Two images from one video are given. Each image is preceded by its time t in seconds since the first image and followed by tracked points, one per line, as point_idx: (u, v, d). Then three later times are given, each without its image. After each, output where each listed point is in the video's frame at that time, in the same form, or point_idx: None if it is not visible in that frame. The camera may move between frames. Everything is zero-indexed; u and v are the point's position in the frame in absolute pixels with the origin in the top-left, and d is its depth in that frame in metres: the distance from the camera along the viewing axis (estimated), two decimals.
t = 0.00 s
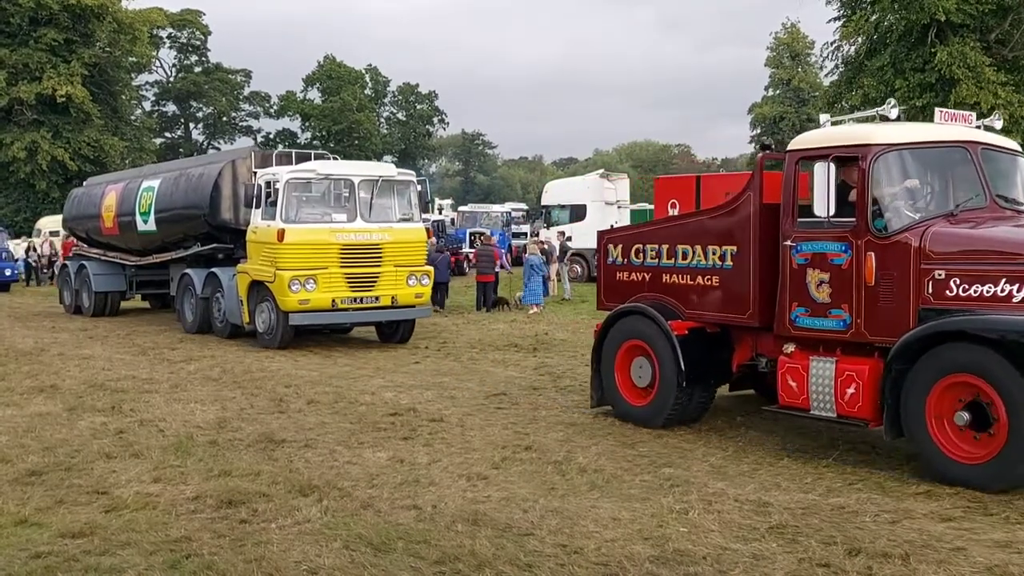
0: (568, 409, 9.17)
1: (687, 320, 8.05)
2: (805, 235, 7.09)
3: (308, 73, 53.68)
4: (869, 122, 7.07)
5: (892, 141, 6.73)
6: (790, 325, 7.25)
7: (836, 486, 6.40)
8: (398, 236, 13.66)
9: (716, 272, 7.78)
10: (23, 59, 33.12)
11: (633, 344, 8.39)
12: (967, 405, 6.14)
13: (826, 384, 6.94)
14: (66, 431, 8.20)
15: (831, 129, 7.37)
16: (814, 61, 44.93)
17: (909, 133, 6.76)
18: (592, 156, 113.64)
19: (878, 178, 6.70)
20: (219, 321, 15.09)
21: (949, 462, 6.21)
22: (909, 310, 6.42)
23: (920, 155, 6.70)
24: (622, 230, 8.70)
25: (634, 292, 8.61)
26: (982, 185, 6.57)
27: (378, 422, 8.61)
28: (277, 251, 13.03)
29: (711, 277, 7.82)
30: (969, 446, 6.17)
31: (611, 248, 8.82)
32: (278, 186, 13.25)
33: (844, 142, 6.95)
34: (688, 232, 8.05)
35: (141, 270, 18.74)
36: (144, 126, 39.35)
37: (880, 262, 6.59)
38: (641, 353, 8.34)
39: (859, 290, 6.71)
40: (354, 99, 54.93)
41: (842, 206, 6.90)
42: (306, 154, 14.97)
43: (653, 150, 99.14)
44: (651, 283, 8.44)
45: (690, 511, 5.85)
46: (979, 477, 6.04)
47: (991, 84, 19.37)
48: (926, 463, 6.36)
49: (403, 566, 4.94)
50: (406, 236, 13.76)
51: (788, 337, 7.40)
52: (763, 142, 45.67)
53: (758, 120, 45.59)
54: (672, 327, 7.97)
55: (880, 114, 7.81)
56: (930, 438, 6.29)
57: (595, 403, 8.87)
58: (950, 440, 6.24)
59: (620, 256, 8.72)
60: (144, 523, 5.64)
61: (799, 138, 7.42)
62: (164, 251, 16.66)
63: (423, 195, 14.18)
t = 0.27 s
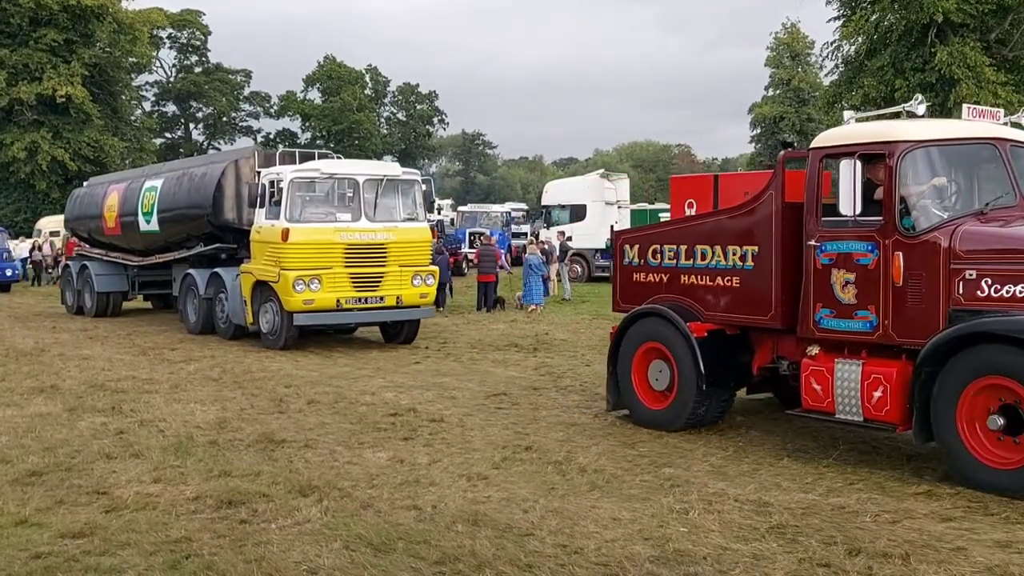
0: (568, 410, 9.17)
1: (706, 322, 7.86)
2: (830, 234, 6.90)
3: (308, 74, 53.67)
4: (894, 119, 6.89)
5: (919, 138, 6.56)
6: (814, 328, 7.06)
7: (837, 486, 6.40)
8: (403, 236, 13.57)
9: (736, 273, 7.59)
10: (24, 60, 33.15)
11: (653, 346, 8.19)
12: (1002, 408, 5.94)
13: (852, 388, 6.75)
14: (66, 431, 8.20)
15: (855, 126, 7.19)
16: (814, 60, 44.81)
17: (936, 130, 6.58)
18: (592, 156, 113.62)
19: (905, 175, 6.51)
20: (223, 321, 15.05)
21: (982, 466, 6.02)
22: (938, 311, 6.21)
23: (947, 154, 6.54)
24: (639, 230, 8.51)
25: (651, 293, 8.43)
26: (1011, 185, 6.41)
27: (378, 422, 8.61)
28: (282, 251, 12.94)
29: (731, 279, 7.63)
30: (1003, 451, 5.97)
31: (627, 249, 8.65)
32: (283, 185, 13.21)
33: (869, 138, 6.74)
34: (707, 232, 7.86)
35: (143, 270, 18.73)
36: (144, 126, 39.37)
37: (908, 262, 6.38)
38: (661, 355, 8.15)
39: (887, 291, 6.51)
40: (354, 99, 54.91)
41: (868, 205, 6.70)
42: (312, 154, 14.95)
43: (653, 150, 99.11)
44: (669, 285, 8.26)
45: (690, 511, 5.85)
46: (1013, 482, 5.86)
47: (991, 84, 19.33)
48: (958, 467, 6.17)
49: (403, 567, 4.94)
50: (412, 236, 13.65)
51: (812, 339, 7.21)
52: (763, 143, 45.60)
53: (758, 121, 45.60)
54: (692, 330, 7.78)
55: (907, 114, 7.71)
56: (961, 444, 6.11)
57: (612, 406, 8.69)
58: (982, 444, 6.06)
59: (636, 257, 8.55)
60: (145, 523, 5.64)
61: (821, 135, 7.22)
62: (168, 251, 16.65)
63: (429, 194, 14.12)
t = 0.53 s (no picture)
0: (569, 410, 9.18)
1: (727, 324, 7.68)
2: (857, 233, 6.70)
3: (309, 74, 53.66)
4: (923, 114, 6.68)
5: (950, 135, 6.35)
6: (841, 330, 6.86)
7: (837, 487, 6.40)
8: (410, 236, 13.49)
9: (759, 273, 7.39)
10: (25, 60, 33.18)
11: (672, 348, 8.00)
12: None
13: (880, 392, 6.55)
14: (67, 431, 8.21)
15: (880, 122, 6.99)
16: (815, 60, 44.57)
17: (968, 126, 6.38)
18: (592, 156, 113.59)
19: (936, 173, 6.31)
20: (227, 322, 14.97)
21: (1017, 472, 5.84)
22: (971, 313, 6.03)
23: (979, 150, 6.34)
24: (656, 229, 8.30)
25: (669, 295, 8.22)
26: None
27: (378, 422, 8.62)
28: (288, 251, 12.90)
29: (753, 280, 7.44)
30: None
31: (644, 249, 8.44)
32: (289, 184, 13.14)
33: (898, 135, 6.55)
34: (729, 231, 7.66)
35: (146, 271, 18.73)
36: (145, 126, 39.38)
37: (940, 263, 6.19)
38: (680, 357, 7.96)
39: (917, 292, 6.32)
40: (354, 99, 54.92)
41: (897, 203, 6.50)
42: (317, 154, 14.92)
43: (654, 150, 99.08)
44: (688, 286, 8.05)
45: (691, 511, 5.85)
46: None
47: (991, 84, 19.29)
48: (992, 474, 5.99)
49: (403, 567, 4.94)
50: (419, 236, 13.57)
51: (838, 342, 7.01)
52: (763, 142, 45.57)
53: (758, 121, 45.57)
54: (712, 332, 7.60)
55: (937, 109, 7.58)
56: (995, 449, 5.92)
57: (629, 409, 8.52)
58: (1016, 450, 5.88)
59: (653, 257, 8.35)
60: (145, 524, 5.65)
61: (848, 132, 7.03)
62: (171, 251, 16.63)
63: (436, 194, 14.00)
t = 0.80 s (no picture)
0: (568, 410, 9.18)
1: (749, 326, 7.51)
2: (886, 233, 6.53)
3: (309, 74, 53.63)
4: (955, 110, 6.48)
5: (983, 131, 6.15)
6: (868, 332, 6.69)
7: (837, 487, 6.39)
8: (419, 236, 13.29)
9: (782, 274, 7.24)
10: (24, 60, 33.18)
11: (691, 351, 7.83)
12: None
13: (909, 396, 6.39)
14: (66, 431, 8.20)
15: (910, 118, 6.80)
16: (815, 60, 44.16)
17: (1002, 122, 6.17)
18: (593, 156, 113.57)
19: (968, 170, 6.13)
20: (232, 323, 14.82)
21: None
22: (1004, 315, 5.86)
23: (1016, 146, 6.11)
24: (676, 229, 8.15)
25: (689, 296, 8.07)
26: None
27: (378, 422, 8.62)
28: (294, 251, 12.67)
29: (776, 281, 7.28)
30: None
31: (663, 249, 8.29)
32: (295, 184, 12.89)
33: (929, 132, 6.35)
34: (751, 231, 7.50)
35: (148, 271, 18.72)
36: (145, 126, 39.37)
37: (972, 263, 6.02)
38: (700, 360, 7.79)
39: (948, 293, 6.15)
40: (354, 98, 54.91)
41: (927, 202, 6.31)
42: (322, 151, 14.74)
43: (654, 150, 99.03)
44: (709, 287, 7.89)
45: (690, 511, 5.85)
46: None
47: (991, 84, 19.26)
48: None
49: (404, 567, 4.93)
50: (427, 236, 13.37)
51: (866, 345, 6.84)
52: (763, 142, 45.54)
53: (758, 121, 45.55)
54: (734, 334, 7.43)
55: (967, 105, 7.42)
56: None
57: (645, 413, 8.35)
58: None
59: (673, 257, 8.20)
60: (145, 524, 5.64)
61: (875, 129, 6.87)
62: (175, 251, 16.57)
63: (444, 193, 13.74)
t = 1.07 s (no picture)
0: (568, 410, 9.18)
1: (772, 328, 7.33)
2: (916, 233, 6.35)
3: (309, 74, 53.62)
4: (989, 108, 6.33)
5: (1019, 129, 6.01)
6: (897, 334, 6.50)
7: (838, 487, 6.39)
8: (426, 236, 13.13)
9: (807, 275, 7.05)
10: (25, 60, 33.20)
11: (713, 354, 7.65)
12: None
13: (940, 401, 6.21)
14: (66, 431, 8.20)
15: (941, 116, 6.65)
16: (816, 61, 43.82)
17: None
18: (593, 157, 113.59)
19: (1003, 168, 5.99)
20: (237, 323, 14.65)
21: None
22: None
23: None
24: (695, 229, 7.99)
25: (708, 297, 7.89)
26: None
27: (379, 422, 8.62)
28: (301, 251, 12.48)
29: (801, 282, 7.10)
30: None
31: (683, 250, 8.11)
32: (302, 184, 12.72)
33: (963, 129, 6.20)
34: (775, 231, 7.32)
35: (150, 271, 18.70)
36: (145, 126, 39.42)
37: (1007, 263, 5.84)
38: (721, 363, 7.62)
39: (982, 294, 5.96)
40: (355, 98, 54.93)
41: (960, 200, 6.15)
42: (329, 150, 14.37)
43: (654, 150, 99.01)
44: (729, 289, 7.71)
45: (691, 512, 5.85)
46: None
47: (992, 85, 19.24)
48: None
49: (404, 567, 4.93)
50: (435, 236, 13.20)
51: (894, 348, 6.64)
52: (764, 143, 45.54)
53: (758, 122, 45.55)
54: (757, 336, 7.25)
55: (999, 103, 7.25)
56: None
57: (664, 417, 8.16)
58: None
59: (692, 258, 8.02)
60: (145, 524, 5.64)
61: (904, 127, 6.70)
62: (180, 251, 16.49)
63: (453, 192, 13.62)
